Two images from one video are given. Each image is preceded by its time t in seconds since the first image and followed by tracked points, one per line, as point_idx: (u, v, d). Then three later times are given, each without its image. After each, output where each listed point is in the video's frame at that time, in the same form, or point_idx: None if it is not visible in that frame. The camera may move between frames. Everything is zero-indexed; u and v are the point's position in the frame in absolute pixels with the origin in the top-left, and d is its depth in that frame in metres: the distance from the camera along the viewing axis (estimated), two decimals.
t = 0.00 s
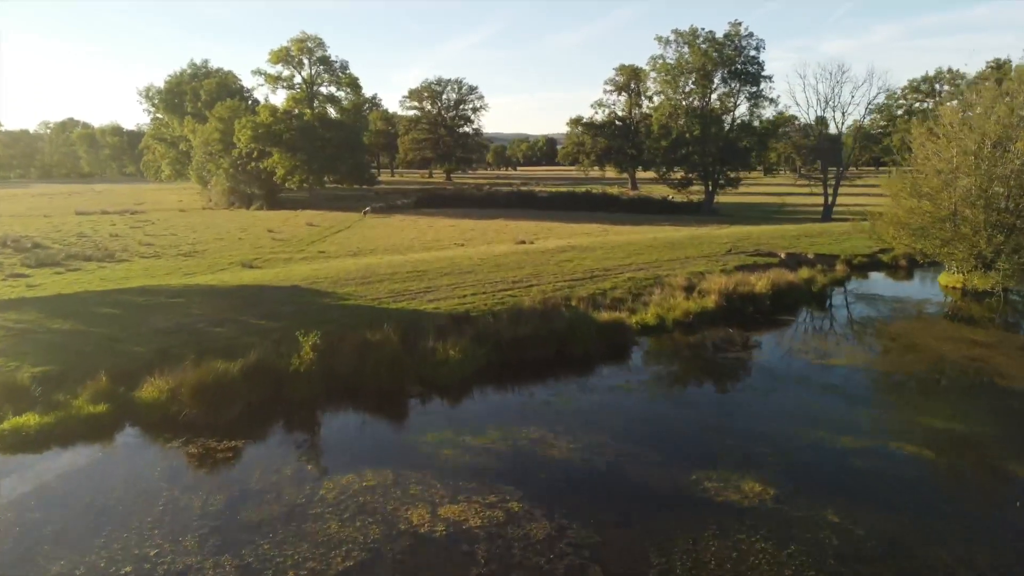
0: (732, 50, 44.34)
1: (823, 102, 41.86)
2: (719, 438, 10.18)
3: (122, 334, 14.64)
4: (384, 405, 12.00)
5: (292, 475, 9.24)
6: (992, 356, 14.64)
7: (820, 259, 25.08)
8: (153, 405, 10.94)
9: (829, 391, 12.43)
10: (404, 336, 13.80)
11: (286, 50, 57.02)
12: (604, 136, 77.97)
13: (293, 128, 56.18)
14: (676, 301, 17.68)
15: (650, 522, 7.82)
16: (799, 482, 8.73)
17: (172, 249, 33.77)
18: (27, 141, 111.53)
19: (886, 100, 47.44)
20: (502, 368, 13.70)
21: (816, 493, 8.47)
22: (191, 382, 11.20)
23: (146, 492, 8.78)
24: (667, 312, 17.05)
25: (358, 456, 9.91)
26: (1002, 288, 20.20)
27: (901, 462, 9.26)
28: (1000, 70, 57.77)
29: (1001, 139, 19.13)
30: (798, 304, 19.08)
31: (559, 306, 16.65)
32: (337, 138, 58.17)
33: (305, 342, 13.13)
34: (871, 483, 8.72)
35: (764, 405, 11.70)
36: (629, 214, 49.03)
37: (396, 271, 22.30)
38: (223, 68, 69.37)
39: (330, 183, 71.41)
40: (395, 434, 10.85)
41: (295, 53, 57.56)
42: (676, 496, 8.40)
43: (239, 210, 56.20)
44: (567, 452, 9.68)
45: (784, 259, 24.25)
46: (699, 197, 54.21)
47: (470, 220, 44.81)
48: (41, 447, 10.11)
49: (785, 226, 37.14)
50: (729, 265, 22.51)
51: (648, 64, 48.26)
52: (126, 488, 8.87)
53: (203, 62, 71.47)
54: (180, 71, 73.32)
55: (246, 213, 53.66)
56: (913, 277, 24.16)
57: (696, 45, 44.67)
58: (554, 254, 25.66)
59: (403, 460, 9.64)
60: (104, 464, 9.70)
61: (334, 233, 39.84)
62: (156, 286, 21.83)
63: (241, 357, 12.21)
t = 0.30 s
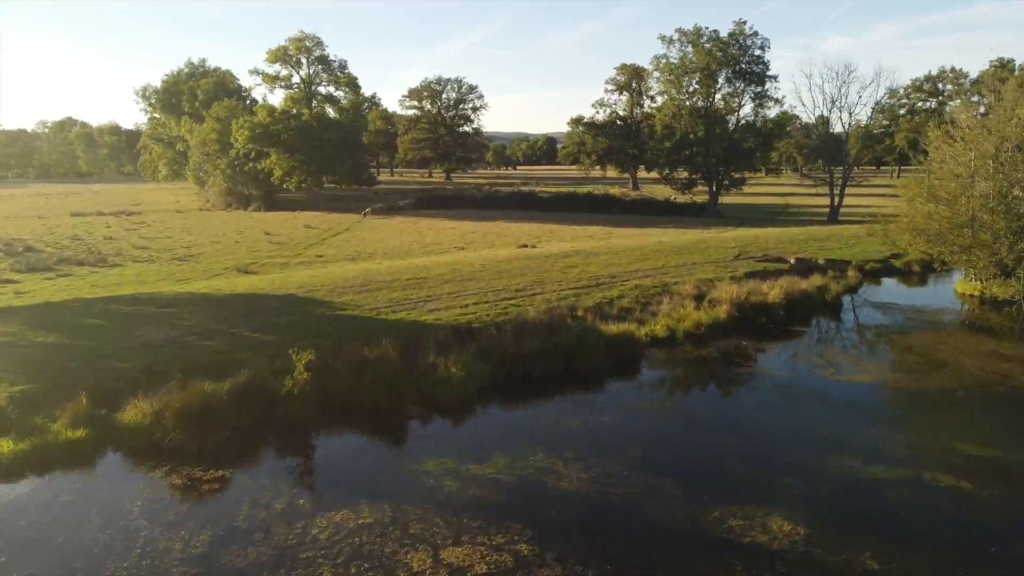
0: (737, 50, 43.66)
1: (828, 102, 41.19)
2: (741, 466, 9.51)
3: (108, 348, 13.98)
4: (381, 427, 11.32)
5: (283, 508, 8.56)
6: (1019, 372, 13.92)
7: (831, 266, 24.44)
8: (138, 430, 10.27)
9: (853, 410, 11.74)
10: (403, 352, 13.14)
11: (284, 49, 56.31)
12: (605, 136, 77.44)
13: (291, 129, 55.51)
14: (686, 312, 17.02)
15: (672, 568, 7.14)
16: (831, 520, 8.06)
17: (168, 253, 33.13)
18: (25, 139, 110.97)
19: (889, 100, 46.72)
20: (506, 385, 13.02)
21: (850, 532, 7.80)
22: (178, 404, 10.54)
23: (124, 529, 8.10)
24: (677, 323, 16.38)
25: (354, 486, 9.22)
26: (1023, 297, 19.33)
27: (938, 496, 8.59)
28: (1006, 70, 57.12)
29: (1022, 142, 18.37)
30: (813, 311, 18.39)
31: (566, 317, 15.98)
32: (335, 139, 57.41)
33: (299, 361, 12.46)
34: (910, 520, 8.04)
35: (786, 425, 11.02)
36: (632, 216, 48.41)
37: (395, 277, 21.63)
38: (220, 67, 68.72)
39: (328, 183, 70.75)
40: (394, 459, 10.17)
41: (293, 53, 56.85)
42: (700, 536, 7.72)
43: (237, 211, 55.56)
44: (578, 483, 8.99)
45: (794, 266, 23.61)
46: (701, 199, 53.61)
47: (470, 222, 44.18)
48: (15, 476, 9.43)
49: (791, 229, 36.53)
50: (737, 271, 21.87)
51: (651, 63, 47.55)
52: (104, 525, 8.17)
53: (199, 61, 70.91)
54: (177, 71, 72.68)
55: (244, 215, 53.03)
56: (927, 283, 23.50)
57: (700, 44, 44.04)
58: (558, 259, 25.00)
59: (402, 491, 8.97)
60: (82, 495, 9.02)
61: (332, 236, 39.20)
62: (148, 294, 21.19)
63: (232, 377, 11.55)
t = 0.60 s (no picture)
0: (741, 50, 43.08)
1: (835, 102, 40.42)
2: (761, 497, 8.93)
3: (95, 363, 13.39)
4: (378, 450, 10.70)
5: (273, 545, 7.96)
6: None
7: (841, 273, 23.87)
8: (121, 457, 9.67)
9: (876, 430, 11.14)
10: (402, 369, 12.53)
11: (282, 49, 55.69)
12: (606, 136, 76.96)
13: (289, 129, 54.94)
14: (696, 323, 16.41)
15: None
16: (863, 561, 7.48)
17: (163, 257, 32.58)
18: (23, 138, 110.60)
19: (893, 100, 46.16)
20: (511, 404, 12.43)
21: None
22: (164, 428, 9.95)
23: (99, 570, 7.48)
24: (687, 335, 15.77)
25: (349, 520, 8.61)
26: None
27: (976, 533, 8.01)
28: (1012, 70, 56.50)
29: None
30: (826, 321, 17.79)
31: (572, 330, 15.38)
32: (334, 139, 56.80)
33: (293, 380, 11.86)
34: (949, 561, 7.45)
35: (807, 449, 10.42)
36: (634, 218, 47.86)
37: (395, 285, 21.03)
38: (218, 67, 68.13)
39: (327, 184, 70.18)
40: (392, 487, 9.57)
41: (291, 52, 56.23)
42: None
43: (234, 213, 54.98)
44: (590, 517, 8.41)
45: (804, 273, 23.04)
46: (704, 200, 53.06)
47: (470, 225, 43.60)
48: None
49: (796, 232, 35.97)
50: (747, 278, 21.28)
51: (654, 63, 46.83)
52: (81, 565, 7.57)
53: (197, 61, 70.52)
54: (174, 71, 72.10)
55: (241, 217, 52.45)
56: (940, 290, 22.91)
57: (703, 44, 43.50)
58: (562, 265, 24.42)
59: (400, 526, 8.35)
60: (57, 528, 8.41)
61: (331, 239, 38.63)
62: (140, 301, 20.57)
63: (222, 398, 10.95)
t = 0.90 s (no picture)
0: (746, 50, 42.42)
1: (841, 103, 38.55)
2: (791, 539, 8.22)
3: (78, 383, 12.68)
4: (376, 481, 10.01)
5: None
6: None
7: (853, 281, 23.19)
8: (98, 493, 8.95)
9: (906, 457, 10.46)
10: (402, 393, 11.84)
11: (280, 49, 54.97)
12: (607, 136, 76.72)
13: (287, 130, 54.26)
14: (708, 338, 15.72)
15: None
16: None
17: (157, 262, 31.90)
18: (19, 138, 109.89)
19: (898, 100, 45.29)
20: (516, 428, 11.73)
21: None
22: (145, 459, 9.23)
23: None
24: (700, 351, 15.06)
25: (343, 565, 7.92)
26: None
27: None
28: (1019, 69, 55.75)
29: None
30: (842, 333, 17.13)
31: (579, 346, 14.67)
32: (333, 140, 56.13)
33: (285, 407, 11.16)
34: None
35: (837, 480, 9.71)
36: (637, 220, 47.19)
37: (394, 294, 20.29)
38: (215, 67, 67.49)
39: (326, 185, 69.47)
40: (391, 524, 8.87)
41: (289, 52, 55.52)
42: None
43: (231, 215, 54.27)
44: (606, 564, 7.71)
45: (816, 281, 22.36)
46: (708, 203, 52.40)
47: (471, 228, 42.92)
48: None
49: (804, 236, 35.29)
50: (757, 288, 20.60)
51: (658, 63, 45.82)
52: None
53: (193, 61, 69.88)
54: (171, 71, 71.39)
55: (239, 219, 51.74)
56: (955, 299, 22.25)
57: (708, 45, 42.85)
58: (566, 273, 23.73)
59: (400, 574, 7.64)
60: None
61: (329, 243, 37.93)
62: (129, 313, 19.83)
63: (209, 426, 10.24)
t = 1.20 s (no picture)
0: (751, 50, 41.87)
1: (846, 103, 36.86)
2: None
3: (60, 404, 12.05)
4: (374, 512, 9.41)
5: None
6: None
7: (865, 289, 22.62)
8: (76, 532, 8.33)
9: (936, 486, 9.86)
10: (402, 415, 11.26)
11: (278, 48, 54.29)
12: (608, 135, 76.18)
13: (285, 131, 53.66)
14: (720, 352, 15.13)
15: None
16: None
17: (153, 267, 31.30)
18: (17, 138, 109.33)
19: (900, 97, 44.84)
20: (522, 452, 11.14)
21: None
22: (127, 494, 8.61)
23: None
24: (711, 367, 14.46)
25: None
26: None
27: None
28: None
29: None
30: (857, 346, 16.54)
31: (587, 363, 14.07)
32: (332, 141, 55.53)
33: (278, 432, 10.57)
34: None
35: (865, 515, 9.12)
36: (639, 223, 46.58)
37: (394, 302, 19.71)
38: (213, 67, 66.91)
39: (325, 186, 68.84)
40: (391, 562, 8.27)
41: (287, 52, 54.88)
42: None
43: (229, 216, 53.69)
44: None
45: (827, 290, 21.77)
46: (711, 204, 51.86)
47: (472, 231, 42.31)
48: None
49: (810, 239, 34.74)
50: (767, 297, 20.03)
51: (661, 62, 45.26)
52: None
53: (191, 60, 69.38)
54: (168, 70, 70.78)
55: (236, 221, 51.14)
56: (969, 307, 21.64)
57: (712, 45, 42.35)
58: (570, 280, 23.14)
59: None
60: None
61: (328, 247, 37.32)
62: (121, 323, 19.23)
63: (197, 455, 9.62)
